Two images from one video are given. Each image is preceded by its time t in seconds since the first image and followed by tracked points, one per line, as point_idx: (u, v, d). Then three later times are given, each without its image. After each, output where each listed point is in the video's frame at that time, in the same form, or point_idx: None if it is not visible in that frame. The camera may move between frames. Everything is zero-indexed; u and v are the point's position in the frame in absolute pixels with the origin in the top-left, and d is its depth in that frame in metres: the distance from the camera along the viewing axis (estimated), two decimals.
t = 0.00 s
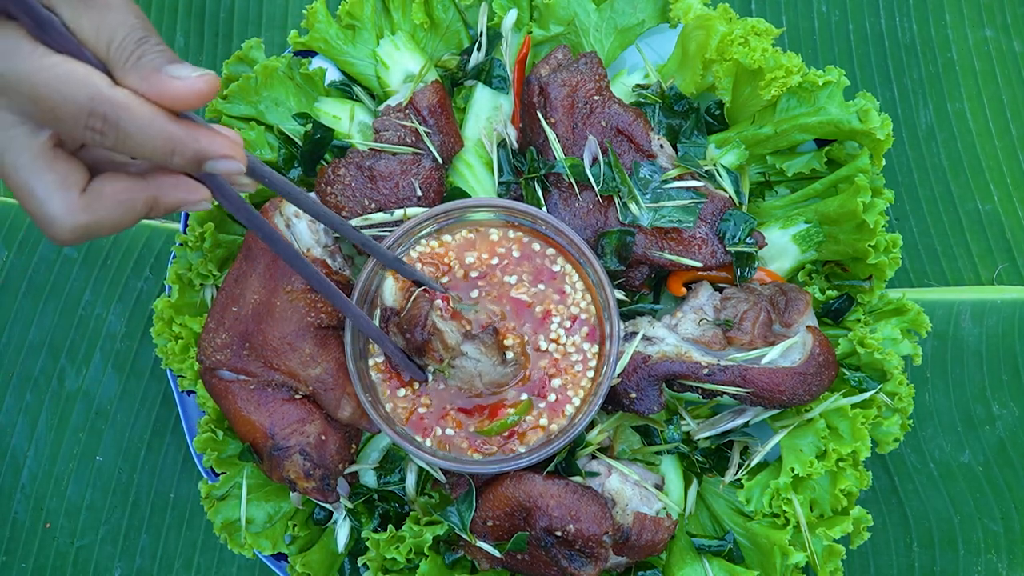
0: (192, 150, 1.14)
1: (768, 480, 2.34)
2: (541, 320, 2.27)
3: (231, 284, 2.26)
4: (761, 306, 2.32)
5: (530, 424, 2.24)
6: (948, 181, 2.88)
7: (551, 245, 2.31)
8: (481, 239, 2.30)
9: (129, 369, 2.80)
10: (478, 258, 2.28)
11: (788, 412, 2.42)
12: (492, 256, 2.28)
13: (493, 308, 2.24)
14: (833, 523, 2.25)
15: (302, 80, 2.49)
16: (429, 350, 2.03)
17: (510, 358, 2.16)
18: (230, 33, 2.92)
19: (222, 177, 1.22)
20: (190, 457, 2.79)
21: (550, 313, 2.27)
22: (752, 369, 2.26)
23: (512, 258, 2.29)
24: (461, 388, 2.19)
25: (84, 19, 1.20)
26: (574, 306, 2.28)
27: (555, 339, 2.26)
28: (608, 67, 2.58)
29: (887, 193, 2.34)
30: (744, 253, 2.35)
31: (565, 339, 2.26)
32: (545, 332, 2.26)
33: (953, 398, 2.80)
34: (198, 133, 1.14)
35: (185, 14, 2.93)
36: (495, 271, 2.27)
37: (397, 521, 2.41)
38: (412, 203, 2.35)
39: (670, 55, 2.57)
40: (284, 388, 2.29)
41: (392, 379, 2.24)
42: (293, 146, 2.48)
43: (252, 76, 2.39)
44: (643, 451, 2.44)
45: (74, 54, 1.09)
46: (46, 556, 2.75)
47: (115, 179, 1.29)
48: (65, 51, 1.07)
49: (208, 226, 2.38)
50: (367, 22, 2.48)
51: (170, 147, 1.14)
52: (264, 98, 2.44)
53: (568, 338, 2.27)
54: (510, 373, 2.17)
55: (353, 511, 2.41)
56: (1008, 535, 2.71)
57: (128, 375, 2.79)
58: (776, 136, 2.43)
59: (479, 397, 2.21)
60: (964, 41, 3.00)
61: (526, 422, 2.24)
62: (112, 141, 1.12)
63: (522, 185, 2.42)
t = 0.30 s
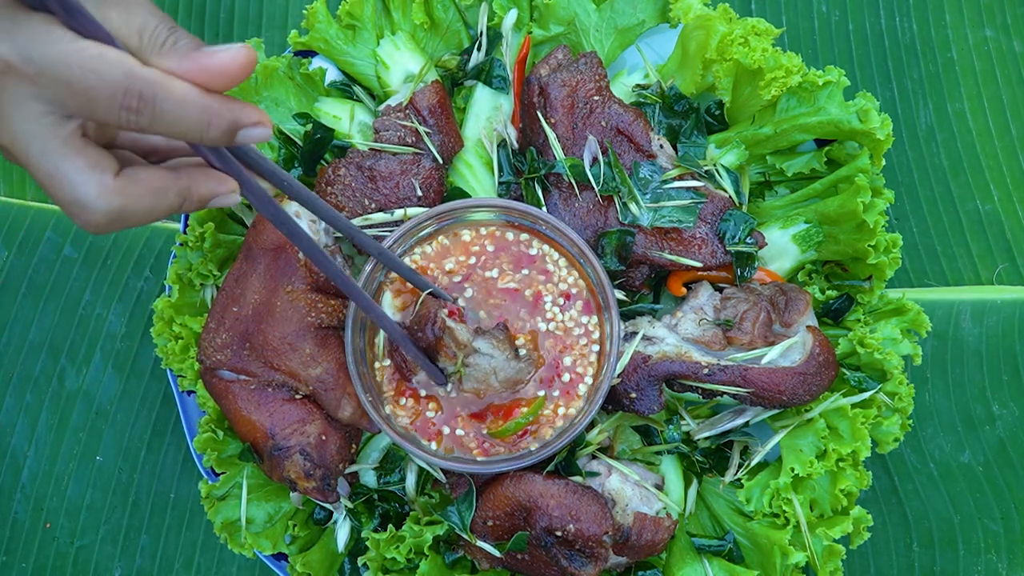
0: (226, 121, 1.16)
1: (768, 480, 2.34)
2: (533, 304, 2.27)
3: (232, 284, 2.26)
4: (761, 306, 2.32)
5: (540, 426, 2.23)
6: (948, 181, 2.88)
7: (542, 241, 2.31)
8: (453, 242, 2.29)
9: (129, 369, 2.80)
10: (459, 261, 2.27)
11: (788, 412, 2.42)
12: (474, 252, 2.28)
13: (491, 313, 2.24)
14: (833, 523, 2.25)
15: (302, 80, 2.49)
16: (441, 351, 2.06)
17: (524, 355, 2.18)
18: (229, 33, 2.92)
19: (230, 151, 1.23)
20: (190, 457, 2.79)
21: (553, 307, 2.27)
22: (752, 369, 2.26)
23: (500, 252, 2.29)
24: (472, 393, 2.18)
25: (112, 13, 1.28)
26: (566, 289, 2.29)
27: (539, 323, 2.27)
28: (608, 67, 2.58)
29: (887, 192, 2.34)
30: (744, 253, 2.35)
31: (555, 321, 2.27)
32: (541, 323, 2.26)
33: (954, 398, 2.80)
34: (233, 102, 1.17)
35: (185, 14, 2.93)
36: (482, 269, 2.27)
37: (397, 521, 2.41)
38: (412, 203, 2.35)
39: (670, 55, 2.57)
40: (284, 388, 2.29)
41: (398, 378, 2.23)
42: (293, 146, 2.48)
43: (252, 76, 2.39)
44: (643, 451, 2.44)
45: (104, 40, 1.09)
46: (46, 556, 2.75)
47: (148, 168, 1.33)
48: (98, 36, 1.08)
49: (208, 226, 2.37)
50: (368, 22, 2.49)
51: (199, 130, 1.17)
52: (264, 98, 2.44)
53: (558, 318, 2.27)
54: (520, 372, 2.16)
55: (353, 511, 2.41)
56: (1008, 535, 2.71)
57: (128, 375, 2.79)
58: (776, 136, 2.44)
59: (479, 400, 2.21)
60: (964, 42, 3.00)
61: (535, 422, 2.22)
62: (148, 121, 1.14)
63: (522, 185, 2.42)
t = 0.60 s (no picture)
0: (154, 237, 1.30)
1: (768, 480, 2.34)
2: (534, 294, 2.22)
3: (232, 284, 2.25)
4: (761, 306, 2.32)
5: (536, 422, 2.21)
6: (948, 181, 2.88)
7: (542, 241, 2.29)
8: (447, 233, 2.26)
9: (129, 369, 2.80)
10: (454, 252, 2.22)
11: (788, 412, 2.42)
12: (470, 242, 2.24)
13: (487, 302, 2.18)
14: (833, 523, 2.25)
15: (302, 80, 2.49)
16: (440, 345, 2.06)
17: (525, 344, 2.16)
18: (229, 33, 2.92)
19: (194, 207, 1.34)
20: (190, 457, 2.79)
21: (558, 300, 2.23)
22: (752, 369, 2.26)
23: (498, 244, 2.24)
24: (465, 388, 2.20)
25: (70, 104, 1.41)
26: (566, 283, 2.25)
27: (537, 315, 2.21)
28: (608, 67, 2.58)
29: (887, 193, 2.34)
30: (744, 253, 2.35)
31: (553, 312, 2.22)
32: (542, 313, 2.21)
33: (954, 398, 2.80)
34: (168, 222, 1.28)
35: (185, 14, 2.93)
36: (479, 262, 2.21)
37: (397, 521, 2.41)
38: (412, 203, 2.35)
39: (670, 55, 2.57)
40: (284, 388, 2.30)
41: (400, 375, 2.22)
42: (293, 146, 2.48)
43: (252, 76, 2.39)
44: (643, 452, 2.44)
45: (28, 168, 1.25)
46: (46, 556, 2.75)
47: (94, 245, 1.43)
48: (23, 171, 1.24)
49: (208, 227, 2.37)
50: (367, 22, 2.49)
51: (149, 238, 1.30)
52: (264, 98, 2.44)
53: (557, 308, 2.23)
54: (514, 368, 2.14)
55: (353, 511, 2.41)
56: (1008, 535, 2.71)
57: (128, 375, 2.79)
58: (776, 136, 2.44)
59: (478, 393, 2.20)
60: (964, 42, 3.00)
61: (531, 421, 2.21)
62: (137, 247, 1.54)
63: (522, 185, 2.42)
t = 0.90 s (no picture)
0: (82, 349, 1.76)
1: (768, 480, 2.34)
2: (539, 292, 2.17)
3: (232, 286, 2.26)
4: (762, 305, 2.31)
5: (540, 416, 2.20)
6: (948, 181, 2.88)
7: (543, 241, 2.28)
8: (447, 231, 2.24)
9: (129, 369, 2.80)
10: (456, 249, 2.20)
11: (788, 412, 2.43)
12: (474, 239, 2.20)
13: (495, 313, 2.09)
14: (833, 523, 2.24)
15: (302, 80, 2.49)
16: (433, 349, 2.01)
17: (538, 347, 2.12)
18: (230, 33, 2.92)
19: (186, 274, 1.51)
20: (190, 458, 2.79)
21: (562, 302, 2.18)
22: (752, 369, 2.26)
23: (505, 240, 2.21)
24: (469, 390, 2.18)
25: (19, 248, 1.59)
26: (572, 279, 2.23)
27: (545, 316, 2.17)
28: (608, 67, 2.58)
29: (887, 193, 2.34)
30: (744, 253, 2.34)
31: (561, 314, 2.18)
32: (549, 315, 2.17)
33: (954, 398, 2.80)
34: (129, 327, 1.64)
35: (185, 14, 2.93)
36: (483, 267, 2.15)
37: (397, 521, 2.41)
38: (411, 202, 2.35)
39: (670, 55, 2.57)
40: (284, 388, 2.30)
41: (403, 372, 2.19)
42: (293, 146, 2.49)
43: (252, 76, 2.39)
44: (643, 451, 2.45)
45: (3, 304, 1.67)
46: (46, 556, 2.75)
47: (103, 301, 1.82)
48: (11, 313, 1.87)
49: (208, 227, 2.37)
50: (367, 22, 2.49)
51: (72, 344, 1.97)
52: (264, 98, 2.44)
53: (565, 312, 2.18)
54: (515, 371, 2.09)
55: (353, 511, 2.41)
56: (1008, 535, 2.71)
57: (129, 375, 2.79)
58: (776, 135, 2.43)
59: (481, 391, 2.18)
60: (964, 42, 3.00)
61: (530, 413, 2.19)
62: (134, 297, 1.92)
63: (522, 185, 2.42)
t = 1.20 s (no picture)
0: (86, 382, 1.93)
1: (768, 480, 2.34)
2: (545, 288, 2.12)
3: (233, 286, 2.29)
4: (762, 305, 2.31)
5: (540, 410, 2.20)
6: (948, 181, 2.88)
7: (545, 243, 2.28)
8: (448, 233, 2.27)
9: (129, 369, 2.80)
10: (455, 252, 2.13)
11: (788, 412, 2.43)
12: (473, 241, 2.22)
13: (497, 323, 2.01)
14: (834, 523, 2.24)
15: (302, 80, 2.49)
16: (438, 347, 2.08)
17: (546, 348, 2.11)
18: (230, 33, 2.92)
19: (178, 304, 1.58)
20: (190, 458, 2.79)
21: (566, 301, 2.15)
22: (752, 369, 2.27)
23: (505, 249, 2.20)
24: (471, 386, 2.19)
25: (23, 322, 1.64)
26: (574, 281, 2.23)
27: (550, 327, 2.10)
28: (608, 67, 2.58)
29: (887, 193, 2.34)
30: (744, 253, 2.34)
31: (564, 326, 2.13)
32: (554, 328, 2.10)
33: (954, 398, 2.80)
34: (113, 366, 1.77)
35: (185, 13, 2.93)
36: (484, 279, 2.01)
37: (397, 521, 2.41)
38: (411, 202, 2.34)
39: (670, 55, 2.57)
40: (284, 388, 2.30)
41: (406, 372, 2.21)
42: (293, 146, 2.49)
43: (252, 76, 2.39)
44: (643, 451, 2.45)
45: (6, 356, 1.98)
46: (46, 556, 2.75)
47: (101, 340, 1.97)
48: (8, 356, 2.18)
49: (208, 227, 2.37)
50: (367, 22, 2.49)
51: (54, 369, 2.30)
52: (264, 98, 2.44)
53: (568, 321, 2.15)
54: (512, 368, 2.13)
55: (353, 511, 2.41)
56: (1008, 535, 2.71)
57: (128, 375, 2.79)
58: (776, 136, 2.43)
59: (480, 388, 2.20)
60: (964, 42, 3.00)
61: (529, 411, 2.20)
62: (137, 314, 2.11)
63: (522, 185, 2.42)
